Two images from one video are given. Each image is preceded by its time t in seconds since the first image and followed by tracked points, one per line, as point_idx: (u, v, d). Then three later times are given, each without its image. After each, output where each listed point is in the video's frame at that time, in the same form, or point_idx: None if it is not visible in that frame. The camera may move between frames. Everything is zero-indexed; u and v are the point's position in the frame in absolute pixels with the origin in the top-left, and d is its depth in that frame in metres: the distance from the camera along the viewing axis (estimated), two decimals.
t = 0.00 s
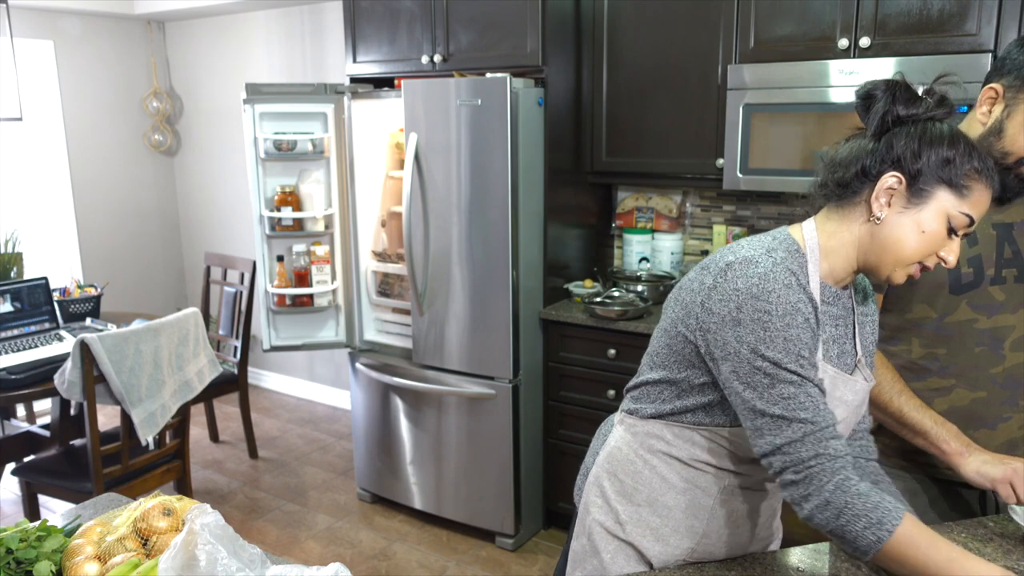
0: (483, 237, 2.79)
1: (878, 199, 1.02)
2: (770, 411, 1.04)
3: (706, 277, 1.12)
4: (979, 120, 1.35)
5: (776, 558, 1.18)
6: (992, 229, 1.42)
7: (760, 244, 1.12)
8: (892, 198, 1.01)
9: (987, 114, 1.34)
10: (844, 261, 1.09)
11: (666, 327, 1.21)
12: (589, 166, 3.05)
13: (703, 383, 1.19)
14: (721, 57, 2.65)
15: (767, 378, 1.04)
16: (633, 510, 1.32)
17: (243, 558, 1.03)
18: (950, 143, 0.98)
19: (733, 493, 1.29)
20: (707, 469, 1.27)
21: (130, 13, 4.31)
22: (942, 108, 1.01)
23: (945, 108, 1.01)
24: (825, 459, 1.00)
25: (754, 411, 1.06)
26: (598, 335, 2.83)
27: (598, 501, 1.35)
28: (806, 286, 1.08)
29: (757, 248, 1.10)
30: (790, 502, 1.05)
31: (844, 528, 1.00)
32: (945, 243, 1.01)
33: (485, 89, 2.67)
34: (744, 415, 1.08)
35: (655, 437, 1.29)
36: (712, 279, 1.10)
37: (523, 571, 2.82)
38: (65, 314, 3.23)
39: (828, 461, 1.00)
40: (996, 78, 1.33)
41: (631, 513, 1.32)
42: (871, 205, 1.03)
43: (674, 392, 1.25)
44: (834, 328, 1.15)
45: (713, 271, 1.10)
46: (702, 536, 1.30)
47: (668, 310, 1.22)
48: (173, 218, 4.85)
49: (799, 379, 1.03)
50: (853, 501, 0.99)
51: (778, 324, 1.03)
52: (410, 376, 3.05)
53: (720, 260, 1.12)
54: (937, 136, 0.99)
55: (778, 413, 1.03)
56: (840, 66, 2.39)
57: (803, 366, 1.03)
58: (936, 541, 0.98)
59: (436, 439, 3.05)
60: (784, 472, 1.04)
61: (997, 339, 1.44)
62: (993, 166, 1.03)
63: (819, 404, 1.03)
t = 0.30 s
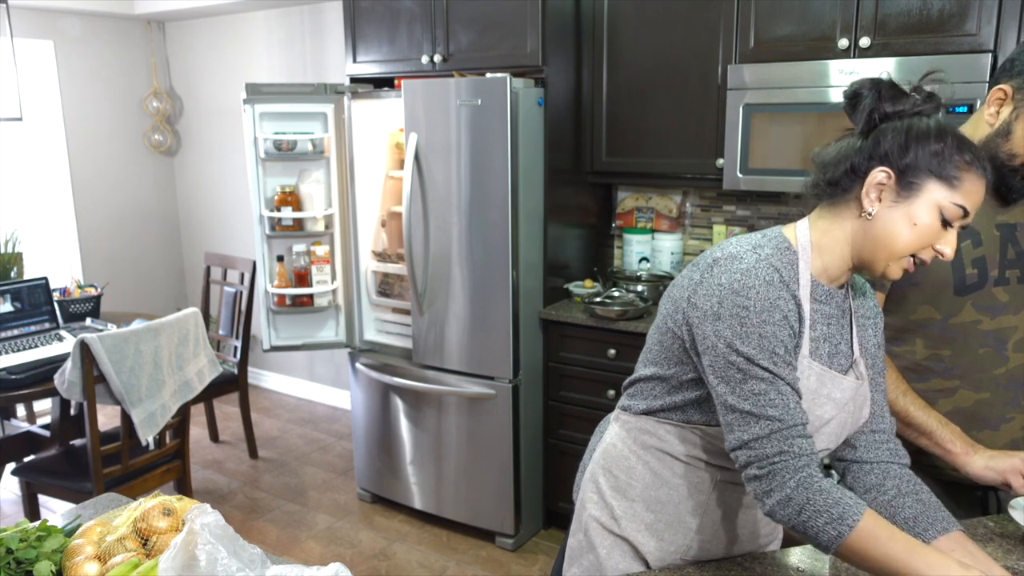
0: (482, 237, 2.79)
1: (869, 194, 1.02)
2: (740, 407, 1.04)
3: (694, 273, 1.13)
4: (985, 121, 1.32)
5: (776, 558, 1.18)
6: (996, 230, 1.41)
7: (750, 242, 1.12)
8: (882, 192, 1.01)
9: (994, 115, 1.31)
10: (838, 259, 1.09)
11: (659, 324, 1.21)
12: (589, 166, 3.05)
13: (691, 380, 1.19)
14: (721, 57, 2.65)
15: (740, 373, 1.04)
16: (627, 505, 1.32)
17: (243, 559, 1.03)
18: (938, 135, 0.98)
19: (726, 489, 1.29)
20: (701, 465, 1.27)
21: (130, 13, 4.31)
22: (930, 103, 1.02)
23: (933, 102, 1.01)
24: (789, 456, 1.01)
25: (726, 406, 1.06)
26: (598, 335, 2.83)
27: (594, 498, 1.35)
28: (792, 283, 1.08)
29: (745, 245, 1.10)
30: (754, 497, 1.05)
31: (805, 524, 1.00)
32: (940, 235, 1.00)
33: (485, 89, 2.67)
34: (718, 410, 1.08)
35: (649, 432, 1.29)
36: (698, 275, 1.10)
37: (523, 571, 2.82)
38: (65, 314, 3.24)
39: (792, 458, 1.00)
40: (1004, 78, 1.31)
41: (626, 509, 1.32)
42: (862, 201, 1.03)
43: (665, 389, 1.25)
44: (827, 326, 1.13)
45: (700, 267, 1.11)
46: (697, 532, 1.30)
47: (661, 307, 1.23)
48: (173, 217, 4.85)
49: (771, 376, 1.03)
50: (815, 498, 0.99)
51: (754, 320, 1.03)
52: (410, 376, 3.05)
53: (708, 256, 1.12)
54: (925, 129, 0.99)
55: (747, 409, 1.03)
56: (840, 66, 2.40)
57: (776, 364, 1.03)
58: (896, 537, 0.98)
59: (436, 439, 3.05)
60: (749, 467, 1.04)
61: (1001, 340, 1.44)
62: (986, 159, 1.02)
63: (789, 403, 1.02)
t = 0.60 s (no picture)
0: (482, 237, 2.79)
1: (798, 187, 1.09)
2: (729, 406, 1.04)
3: (689, 274, 1.13)
4: (992, 121, 1.39)
5: (776, 558, 1.18)
6: (1000, 230, 1.43)
7: (743, 244, 1.12)
8: (803, 179, 1.08)
9: (1001, 116, 1.37)
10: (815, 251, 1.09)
11: (657, 325, 1.22)
12: (589, 166, 3.05)
13: (688, 381, 1.19)
14: (721, 57, 2.65)
15: (728, 372, 1.04)
16: (627, 503, 1.32)
17: (243, 558, 1.03)
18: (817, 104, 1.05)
19: (726, 488, 1.28)
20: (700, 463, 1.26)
21: (130, 13, 4.31)
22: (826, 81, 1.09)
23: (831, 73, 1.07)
24: (778, 455, 1.01)
25: (716, 406, 1.07)
26: (598, 335, 2.83)
27: (595, 495, 1.35)
28: (784, 282, 1.08)
29: (735, 248, 1.11)
30: (745, 496, 1.06)
31: (793, 522, 1.01)
32: (856, 176, 0.99)
33: (486, 89, 2.67)
34: (710, 409, 1.09)
35: (649, 430, 1.29)
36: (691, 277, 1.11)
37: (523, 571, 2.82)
38: (65, 314, 3.23)
39: (781, 456, 1.01)
40: (1011, 78, 1.33)
41: (627, 506, 1.32)
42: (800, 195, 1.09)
43: (664, 390, 1.25)
44: (823, 324, 1.12)
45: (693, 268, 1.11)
46: (697, 531, 1.29)
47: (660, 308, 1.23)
48: (173, 218, 4.85)
49: (759, 375, 1.03)
50: (803, 496, 0.99)
51: (742, 320, 1.03)
52: (410, 376, 3.05)
53: (704, 258, 1.13)
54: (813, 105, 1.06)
55: (736, 408, 1.04)
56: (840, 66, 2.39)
57: (763, 363, 1.03)
58: (883, 537, 0.98)
59: (436, 439, 3.05)
60: (739, 465, 1.05)
61: (1005, 340, 1.44)
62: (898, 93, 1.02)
63: (778, 402, 1.02)
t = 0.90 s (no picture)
0: (482, 237, 2.79)
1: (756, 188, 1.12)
2: (732, 413, 1.05)
3: (669, 284, 1.14)
4: (994, 120, 1.38)
5: (776, 558, 1.18)
6: (1002, 229, 1.43)
7: (718, 248, 1.12)
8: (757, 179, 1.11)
9: (1001, 114, 1.37)
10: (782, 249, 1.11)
11: (647, 334, 1.23)
12: (589, 166, 3.05)
13: (681, 385, 1.20)
14: (721, 57, 2.65)
15: (725, 381, 1.04)
16: (630, 507, 1.32)
17: (243, 559, 1.03)
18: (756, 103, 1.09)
19: (725, 486, 1.28)
20: (695, 462, 1.27)
21: (130, 13, 4.31)
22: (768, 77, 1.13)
23: (776, 65, 1.10)
24: (789, 457, 1.01)
25: (718, 414, 1.07)
26: (598, 335, 2.83)
27: (597, 501, 1.35)
28: (763, 283, 1.08)
29: (711, 253, 1.11)
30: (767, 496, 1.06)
31: (811, 522, 1.02)
32: (797, 172, 1.02)
33: (485, 89, 2.67)
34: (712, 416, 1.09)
35: (647, 433, 1.29)
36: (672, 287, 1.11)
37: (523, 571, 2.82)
38: (65, 314, 3.24)
39: (792, 458, 1.01)
40: (1011, 77, 1.32)
41: (631, 511, 1.32)
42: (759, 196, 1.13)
43: (658, 395, 1.26)
44: (805, 317, 1.13)
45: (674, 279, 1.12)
46: (701, 531, 1.29)
47: (647, 316, 1.24)
48: (173, 217, 4.85)
49: (756, 379, 1.03)
50: (816, 497, 1.00)
51: (729, 327, 1.03)
52: (410, 376, 3.05)
53: (681, 267, 1.13)
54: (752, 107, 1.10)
55: (739, 415, 1.04)
56: (840, 66, 2.39)
57: (758, 366, 1.03)
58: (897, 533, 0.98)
59: (436, 439, 3.05)
60: (754, 470, 1.05)
61: (1006, 340, 1.44)
62: (831, 83, 1.04)
63: (779, 402, 1.03)
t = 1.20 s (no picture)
0: (482, 237, 2.79)
1: (742, 185, 1.13)
2: (740, 421, 1.05)
3: (663, 294, 1.13)
4: (1003, 121, 1.38)
5: (776, 558, 1.18)
6: (1005, 231, 1.43)
7: (710, 255, 1.12)
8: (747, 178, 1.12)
9: (1011, 116, 1.36)
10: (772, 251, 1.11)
11: (643, 342, 1.23)
12: (589, 166, 3.05)
13: (681, 391, 1.20)
14: (721, 57, 2.66)
15: (730, 389, 1.04)
16: (637, 511, 1.32)
17: (243, 558, 1.03)
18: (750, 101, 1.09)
19: (731, 486, 1.28)
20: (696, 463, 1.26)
21: (130, 12, 4.31)
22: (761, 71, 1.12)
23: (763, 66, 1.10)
24: (800, 462, 1.01)
25: (726, 422, 1.07)
26: (598, 335, 2.83)
27: (603, 506, 1.35)
28: (758, 287, 1.08)
29: (705, 260, 1.11)
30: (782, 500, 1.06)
31: (824, 528, 1.02)
32: (788, 180, 1.03)
33: (485, 89, 2.67)
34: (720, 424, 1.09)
35: (650, 437, 1.29)
36: (668, 297, 1.11)
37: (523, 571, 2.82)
38: (65, 314, 3.23)
39: (803, 462, 1.01)
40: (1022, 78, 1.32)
41: (637, 514, 1.32)
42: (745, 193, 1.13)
43: (658, 402, 1.25)
44: (800, 316, 1.13)
45: (668, 288, 1.11)
46: (707, 531, 1.29)
47: (641, 324, 1.24)
48: (173, 218, 4.85)
49: (761, 386, 1.03)
50: (828, 503, 1.00)
51: (731, 335, 1.03)
52: (410, 376, 3.05)
53: (673, 277, 1.12)
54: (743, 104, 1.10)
55: (748, 422, 1.04)
56: (840, 66, 2.39)
57: (763, 372, 1.03)
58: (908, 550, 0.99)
59: (436, 439, 3.05)
60: (767, 476, 1.05)
61: (1006, 342, 1.44)
62: (827, 86, 1.03)
63: (786, 405, 1.03)
